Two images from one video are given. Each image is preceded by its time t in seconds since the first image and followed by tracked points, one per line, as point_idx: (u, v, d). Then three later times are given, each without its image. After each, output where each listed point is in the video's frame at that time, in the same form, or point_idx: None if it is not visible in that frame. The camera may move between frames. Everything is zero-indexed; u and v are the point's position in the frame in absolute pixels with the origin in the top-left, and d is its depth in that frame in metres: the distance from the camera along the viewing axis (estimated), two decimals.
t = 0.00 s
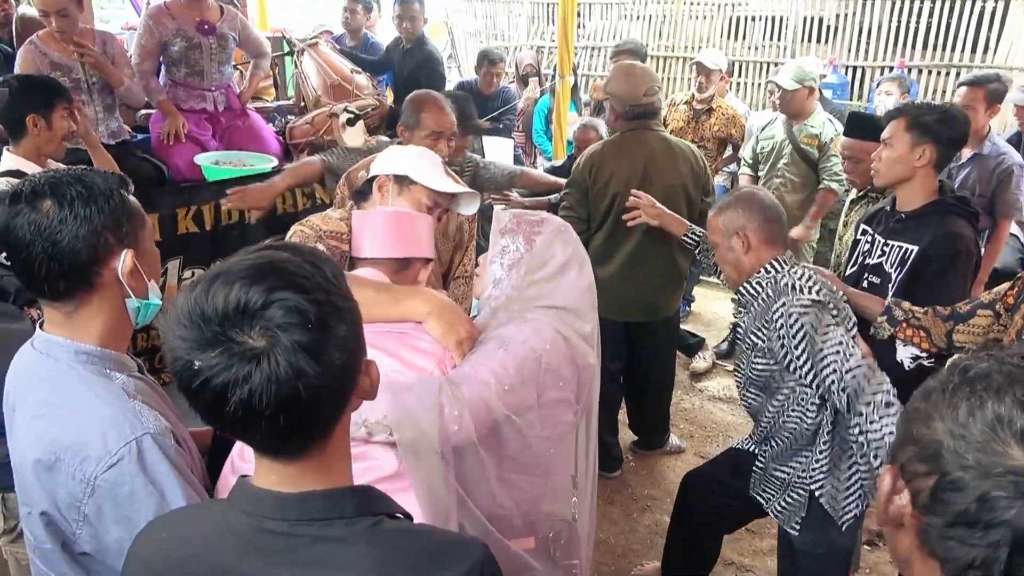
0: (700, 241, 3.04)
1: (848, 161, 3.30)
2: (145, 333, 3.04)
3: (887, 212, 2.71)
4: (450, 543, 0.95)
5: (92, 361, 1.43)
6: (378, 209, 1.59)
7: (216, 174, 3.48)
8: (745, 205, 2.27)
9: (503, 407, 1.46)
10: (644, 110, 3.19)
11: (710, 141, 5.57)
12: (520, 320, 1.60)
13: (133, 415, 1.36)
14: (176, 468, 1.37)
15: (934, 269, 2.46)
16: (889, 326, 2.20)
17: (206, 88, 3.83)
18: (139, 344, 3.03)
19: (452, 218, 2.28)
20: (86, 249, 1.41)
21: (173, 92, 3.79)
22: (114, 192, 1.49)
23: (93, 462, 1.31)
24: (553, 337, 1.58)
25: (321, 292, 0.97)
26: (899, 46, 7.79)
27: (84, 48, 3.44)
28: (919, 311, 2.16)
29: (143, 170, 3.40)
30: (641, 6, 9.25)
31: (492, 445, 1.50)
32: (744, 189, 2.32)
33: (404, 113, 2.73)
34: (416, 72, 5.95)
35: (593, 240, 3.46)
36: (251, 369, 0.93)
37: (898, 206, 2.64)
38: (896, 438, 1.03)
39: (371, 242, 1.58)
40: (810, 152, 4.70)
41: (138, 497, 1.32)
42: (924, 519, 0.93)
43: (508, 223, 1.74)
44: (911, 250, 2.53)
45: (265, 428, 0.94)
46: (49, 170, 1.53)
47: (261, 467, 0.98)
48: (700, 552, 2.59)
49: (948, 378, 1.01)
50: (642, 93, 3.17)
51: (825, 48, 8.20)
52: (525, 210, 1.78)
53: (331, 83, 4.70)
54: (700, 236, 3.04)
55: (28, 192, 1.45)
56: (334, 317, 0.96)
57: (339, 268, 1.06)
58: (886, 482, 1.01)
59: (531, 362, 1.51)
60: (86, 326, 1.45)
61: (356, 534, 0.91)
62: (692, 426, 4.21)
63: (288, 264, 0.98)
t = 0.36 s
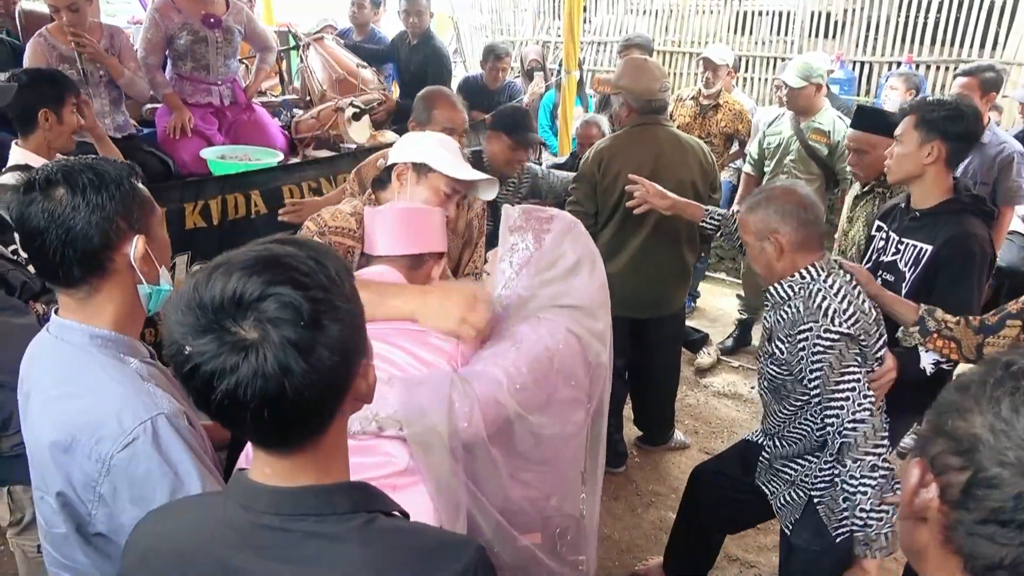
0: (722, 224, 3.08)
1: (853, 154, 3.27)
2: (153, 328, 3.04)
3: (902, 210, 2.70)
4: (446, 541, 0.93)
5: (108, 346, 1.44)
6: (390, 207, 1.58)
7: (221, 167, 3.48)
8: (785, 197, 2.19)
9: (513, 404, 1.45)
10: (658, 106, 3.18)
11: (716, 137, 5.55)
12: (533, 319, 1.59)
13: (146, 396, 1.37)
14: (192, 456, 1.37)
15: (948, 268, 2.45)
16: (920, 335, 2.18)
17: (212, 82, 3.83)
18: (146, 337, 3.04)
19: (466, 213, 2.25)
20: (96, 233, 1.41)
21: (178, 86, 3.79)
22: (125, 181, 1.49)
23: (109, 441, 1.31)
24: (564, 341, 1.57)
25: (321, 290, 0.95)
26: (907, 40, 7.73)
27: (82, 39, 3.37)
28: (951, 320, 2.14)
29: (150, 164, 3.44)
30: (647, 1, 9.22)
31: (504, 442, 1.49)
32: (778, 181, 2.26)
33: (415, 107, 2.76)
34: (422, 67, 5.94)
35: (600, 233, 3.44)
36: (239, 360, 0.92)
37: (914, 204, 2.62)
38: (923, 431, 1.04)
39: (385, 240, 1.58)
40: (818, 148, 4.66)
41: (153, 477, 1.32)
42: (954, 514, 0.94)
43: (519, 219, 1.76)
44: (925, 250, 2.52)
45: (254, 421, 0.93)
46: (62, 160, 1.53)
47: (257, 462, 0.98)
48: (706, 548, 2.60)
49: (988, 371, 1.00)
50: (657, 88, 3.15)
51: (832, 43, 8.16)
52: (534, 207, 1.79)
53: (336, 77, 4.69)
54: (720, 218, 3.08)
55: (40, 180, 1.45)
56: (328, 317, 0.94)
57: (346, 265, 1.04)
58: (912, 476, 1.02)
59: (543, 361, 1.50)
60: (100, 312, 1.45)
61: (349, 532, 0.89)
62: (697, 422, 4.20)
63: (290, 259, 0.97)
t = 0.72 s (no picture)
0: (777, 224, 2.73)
1: (859, 144, 3.24)
2: (158, 323, 3.06)
3: (917, 205, 2.66)
4: (444, 530, 0.93)
5: (109, 339, 1.45)
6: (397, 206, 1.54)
7: (227, 164, 3.51)
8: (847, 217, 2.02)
9: (502, 402, 1.45)
10: (671, 100, 3.21)
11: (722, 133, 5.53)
12: (529, 313, 1.56)
13: (143, 390, 1.37)
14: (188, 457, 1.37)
15: (967, 267, 2.44)
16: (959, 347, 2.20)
17: (217, 78, 3.83)
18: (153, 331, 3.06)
19: (472, 212, 2.25)
20: (94, 228, 1.41)
21: (183, 82, 3.80)
22: (128, 176, 1.49)
23: (104, 435, 1.31)
24: (560, 337, 1.55)
25: (324, 285, 0.94)
26: (914, 37, 7.70)
27: (87, 33, 3.38)
28: (991, 331, 2.16)
29: (156, 159, 3.44)
30: None
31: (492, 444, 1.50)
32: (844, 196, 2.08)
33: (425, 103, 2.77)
34: (427, 62, 5.93)
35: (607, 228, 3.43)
36: (237, 348, 0.92)
37: (930, 198, 2.60)
38: (950, 434, 1.05)
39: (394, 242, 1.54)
40: (825, 145, 4.66)
41: (146, 472, 1.32)
42: (984, 521, 0.96)
43: (526, 221, 1.71)
44: (942, 248, 2.50)
45: (249, 410, 0.94)
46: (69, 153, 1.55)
47: (258, 453, 0.99)
48: (713, 543, 2.59)
49: None
50: (670, 82, 3.17)
51: (838, 39, 8.13)
52: (541, 210, 1.74)
53: (341, 73, 4.68)
54: (774, 224, 2.73)
55: (46, 174, 1.48)
56: (329, 312, 0.93)
57: (356, 261, 1.03)
58: (942, 481, 1.02)
59: (538, 355, 1.49)
60: (101, 307, 1.46)
61: (349, 522, 0.90)
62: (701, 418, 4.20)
63: (299, 251, 0.96)
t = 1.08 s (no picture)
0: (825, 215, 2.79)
1: (859, 139, 3.25)
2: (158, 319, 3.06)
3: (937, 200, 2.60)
4: (444, 522, 0.94)
5: (105, 336, 1.45)
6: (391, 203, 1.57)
7: (227, 160, 3.51)
8: (885, 220, 1.97)
9: (500, 401, 1.45)
10: (706, 96, 3.11)
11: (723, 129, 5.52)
12: (523, 313, 1.54)
13: (139, 389, 1.36)
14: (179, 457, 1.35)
15: (993, 267, 2.38)
16: (980, 347, 2.24)
17: (217, 74, 3.82)
18: (155, 328, 3.08)
19: (470, 211, 2.25)
20: (77, 238, 1.42)
21: (182, 78, 3.79)
22: (114, 184, 1.46)
23: (99, 434, 1.31)
24: (556, 334, 1.54)
25: (322, 283, 0.94)
26: (914, 31, 7.69)
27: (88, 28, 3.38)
28: (1012, 333, 2.22)
29: (156, 156, 3.44)
30: None
31: (487, 441, 1.51)
32: (888, 197, 2.02)
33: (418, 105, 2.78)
34: (427, 58, 5.92)
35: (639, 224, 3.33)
36: (233, 343, 0.93)
37: (951, 195, 2.53)
38: (946, 427, 1.06)
39: (386, 239, 1.55)
40: (825, 138, 4.64)
41: (140, 472, 1.30)
42: (980, 514, 0.96)
43: (507, 223, 1.66)
44: (963, 247, 2.44)
45: (245, 405, 0.95)
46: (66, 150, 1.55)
47: (258, 449, 0.99)
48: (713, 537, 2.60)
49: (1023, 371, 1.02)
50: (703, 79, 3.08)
51: (840, 34, 8.11)
52: (522, 211, 1.70)
53: (341, 69, 4.67)
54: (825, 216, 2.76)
55: (38, 175, 1.48)
56: (326, 309, 0.93)
57: (357, 257, 1.02)
58: (938, 474, 1.02)
59: (534, 352, 1.49)
60: (96, 306, 1.47)
61: (348, 518, 0.90)
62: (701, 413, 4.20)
63: (299, 247, 0.96)
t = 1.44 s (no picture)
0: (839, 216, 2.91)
1: (861, 134, 3.24)
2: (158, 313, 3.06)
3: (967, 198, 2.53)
4: (445, 524, 0.94)
5: (102, 340, 1.43)
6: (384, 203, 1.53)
7: (227, 155, 3.52)
8: (915, 199, 1.95)
9: (499, 409, 1.40)
10: (756, 104, 3.05)
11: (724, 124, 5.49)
12: (529, 314, 1.49)
13: (136, 397, 1.35)
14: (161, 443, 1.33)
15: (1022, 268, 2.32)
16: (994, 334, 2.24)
17: (217, 69, 3.81)
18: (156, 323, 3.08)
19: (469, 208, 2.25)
20: (70, 254, 1.40)
21: (183, 73, 3.78)
22: (112, 200, 1.42)
23: (96, 441, 1.30)
24: (564, 334, 1.47)
25: (324, 284, 0.93)
26: (916, 26, 7.66)
27: (88, 22, 3.36)
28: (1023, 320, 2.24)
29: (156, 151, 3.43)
30: None
31: (486, 444, 1.45)
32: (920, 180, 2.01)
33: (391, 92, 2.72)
34: (428, 53, 5.91)
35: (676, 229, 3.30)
36: (233, 342, 0.92)
37: (983, 195, 2.44)
38: (942, 417, 1.05)
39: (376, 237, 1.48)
40: (826, 132, 4.61)
41: (136, 479, 1.30)
42: (977, 503, 0.96)
43: (501, 218, 1.60)
44: (992, 247, 2.37)
45: (243, 404, 0.95)
46: (70, 155, 1.50)
47: (261, 444, 0.99)
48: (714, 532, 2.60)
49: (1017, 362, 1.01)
50: (755, 86, 3.03)
51: (841, 29, 8.09)
52: (517, 204, 1.65)
53: (341, 64, 4.71)
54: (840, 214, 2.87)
55: (39, 182, 1.45)
56: (327, 311, 0.92)
57: (363, 257, 1.01)
58: (935, 465, 1.02)
59: (535, 358, 1.41)
60: (94, 313, 1.45)
61: (350, 515, 0.90)
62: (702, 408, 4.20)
63: (302, 246, 0.95)
